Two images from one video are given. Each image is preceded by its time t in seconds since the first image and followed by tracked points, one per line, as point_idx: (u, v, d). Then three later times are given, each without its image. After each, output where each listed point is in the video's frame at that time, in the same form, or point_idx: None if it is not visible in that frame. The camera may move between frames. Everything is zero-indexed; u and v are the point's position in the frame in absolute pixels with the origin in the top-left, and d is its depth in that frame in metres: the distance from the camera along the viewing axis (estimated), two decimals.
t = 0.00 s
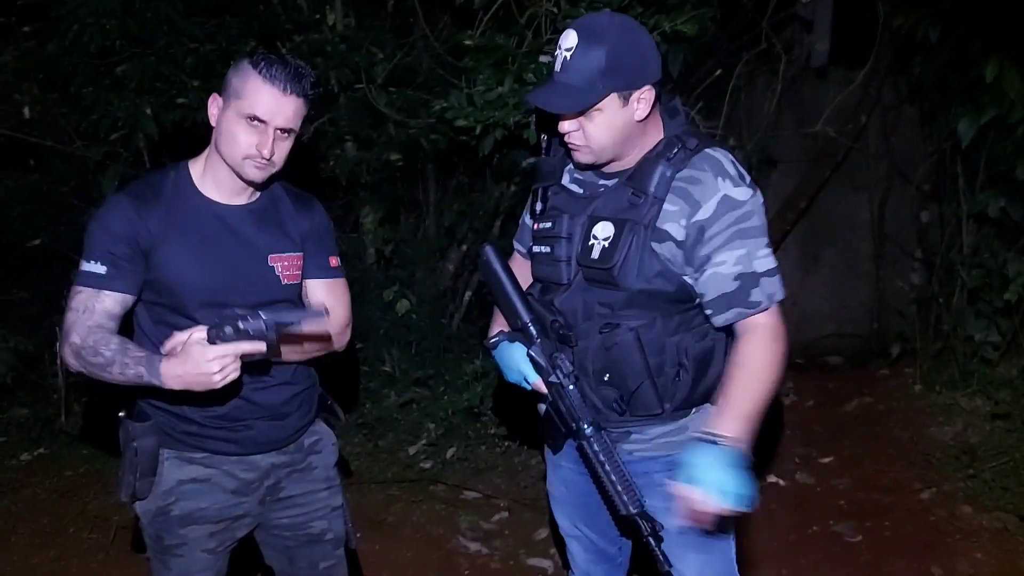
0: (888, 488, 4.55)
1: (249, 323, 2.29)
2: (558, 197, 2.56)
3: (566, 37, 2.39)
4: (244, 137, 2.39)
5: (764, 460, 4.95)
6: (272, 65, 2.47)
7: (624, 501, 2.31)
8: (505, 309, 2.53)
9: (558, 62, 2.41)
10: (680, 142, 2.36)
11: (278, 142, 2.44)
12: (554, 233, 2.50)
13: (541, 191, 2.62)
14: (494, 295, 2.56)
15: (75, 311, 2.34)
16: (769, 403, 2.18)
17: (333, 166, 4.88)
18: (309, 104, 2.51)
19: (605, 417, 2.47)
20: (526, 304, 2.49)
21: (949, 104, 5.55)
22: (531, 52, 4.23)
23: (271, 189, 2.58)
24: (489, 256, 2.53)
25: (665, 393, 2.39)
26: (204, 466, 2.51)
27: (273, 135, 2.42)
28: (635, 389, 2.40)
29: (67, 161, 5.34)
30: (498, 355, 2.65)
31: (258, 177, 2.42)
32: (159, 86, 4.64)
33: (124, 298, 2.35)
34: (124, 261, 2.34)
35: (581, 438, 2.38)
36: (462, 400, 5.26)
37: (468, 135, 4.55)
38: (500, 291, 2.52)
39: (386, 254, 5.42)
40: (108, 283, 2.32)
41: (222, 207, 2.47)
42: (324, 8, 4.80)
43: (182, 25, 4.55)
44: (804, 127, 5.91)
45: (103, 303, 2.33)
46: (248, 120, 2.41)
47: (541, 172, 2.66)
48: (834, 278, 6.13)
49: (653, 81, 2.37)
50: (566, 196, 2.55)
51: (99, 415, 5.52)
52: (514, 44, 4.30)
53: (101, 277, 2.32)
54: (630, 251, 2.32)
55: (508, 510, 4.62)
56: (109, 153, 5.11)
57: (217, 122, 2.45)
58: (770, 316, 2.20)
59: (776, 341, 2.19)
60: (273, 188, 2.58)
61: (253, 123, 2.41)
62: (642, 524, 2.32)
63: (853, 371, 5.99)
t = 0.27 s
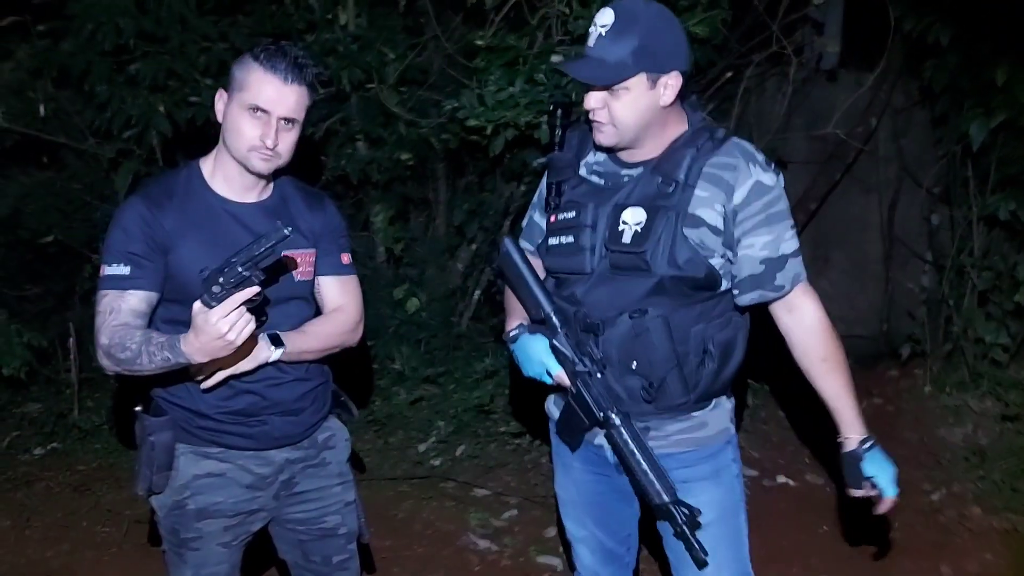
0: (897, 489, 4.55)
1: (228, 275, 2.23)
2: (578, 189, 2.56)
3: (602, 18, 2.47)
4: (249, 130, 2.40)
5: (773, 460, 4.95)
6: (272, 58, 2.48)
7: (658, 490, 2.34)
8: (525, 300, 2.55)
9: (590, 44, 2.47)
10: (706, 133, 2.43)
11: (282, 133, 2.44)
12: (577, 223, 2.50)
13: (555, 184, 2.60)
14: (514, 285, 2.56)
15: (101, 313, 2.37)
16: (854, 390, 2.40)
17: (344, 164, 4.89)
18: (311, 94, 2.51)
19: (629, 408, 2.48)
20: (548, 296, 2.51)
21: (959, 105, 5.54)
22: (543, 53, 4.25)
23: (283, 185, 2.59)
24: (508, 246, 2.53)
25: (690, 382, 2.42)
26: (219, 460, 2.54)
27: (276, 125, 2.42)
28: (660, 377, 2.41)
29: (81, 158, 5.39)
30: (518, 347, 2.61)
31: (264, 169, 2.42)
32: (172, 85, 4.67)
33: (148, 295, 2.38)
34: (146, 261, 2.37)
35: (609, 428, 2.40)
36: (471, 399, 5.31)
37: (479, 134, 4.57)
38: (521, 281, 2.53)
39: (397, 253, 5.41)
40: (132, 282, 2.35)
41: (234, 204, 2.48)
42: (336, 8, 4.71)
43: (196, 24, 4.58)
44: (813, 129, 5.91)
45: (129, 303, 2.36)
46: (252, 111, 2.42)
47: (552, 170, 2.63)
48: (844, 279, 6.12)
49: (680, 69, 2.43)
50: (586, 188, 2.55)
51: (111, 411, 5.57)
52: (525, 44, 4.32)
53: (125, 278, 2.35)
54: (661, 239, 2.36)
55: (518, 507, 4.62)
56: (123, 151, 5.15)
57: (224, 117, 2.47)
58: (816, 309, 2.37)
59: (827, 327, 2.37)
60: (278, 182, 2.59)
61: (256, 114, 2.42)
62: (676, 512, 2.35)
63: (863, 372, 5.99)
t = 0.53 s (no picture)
0: (913, 495, 4.50)
1: (240, 267, 2.25)
2: (599, 187, 2.51)
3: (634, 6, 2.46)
4: (266, 127, 2.40)
5: (787, 464, 4.92)
6: (289, 55, 2.47)
7: (710, 485, 2.33)
8: (553, 301, 2.46)
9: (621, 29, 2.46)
10: (730, 131, 2.45)
11: (298, 130, 2.44)
12: (603, 221, 2.46)
13: (570, 184, 2.54)
14: (541, 286, 2.47)
15: (120, 311, 2.37)
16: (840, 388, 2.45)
17: (360, 162, 4.88)
18: (328, 91, 2.50)
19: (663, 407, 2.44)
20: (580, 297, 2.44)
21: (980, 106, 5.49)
22: (560, 52, 4.21)
23: (297, 183, 2.59)
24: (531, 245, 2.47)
25: (721, 377, 2.43)
26: (234, 458, 2.53)
27: (292, 122, 2.42)
28: (695, 373, 2.42)
29: (98, 155, 5.41)
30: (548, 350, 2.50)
31: (279, 166, 2.42)
32: (189, 82, 4.69)
33: (166, 292, 2.37)
34: (164, 258, 2.37)
35: (655, 427, 2.37)
36: (485, 398, 5.27)
37: (495, 134, 4.56)
38: (550, 282, 2.45)
39: (411, 252, 5.44)
40: (150, 279, 2.35)
41: (250, 202, 2.47)
42: (354, 6, 4.69)
43: (214, 22, 4.60)
44: (830, 130, 5.88)
45: (146, 299, 2.35)
46: (268, 108, 2.42)
47: (565, 169, 2.56)
48: (860, 283, 6.07)
49: (708, 60, 2.46)
50: (608, 186, 2.51)
51: (126, 408, 5.60)
52: (542, 43, 4.31)
53: (142, 275, 2.35)
54: (696, 234, 2.37)
55: (530, 509, 4.61)
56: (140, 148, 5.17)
57: (241, 114, 2.47)
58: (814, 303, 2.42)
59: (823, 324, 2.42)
60: (292, 179, 2.58)
61: (272, 111, 2.42)
62: (730, 508, 2.34)
63: (880, 377, 5.93)
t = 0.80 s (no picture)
0: (923, 500, 4.48)
1: (248, 262, 2.27)
2: (606, 187, 2.52)
3: None
4: (279, 130, 2.42)
5: (796, 468, 4.90)
6: (303, 56, 2.48)
7: (737, 476, 2.33)
8: (569, 300, 2.45)
9: (643, 14, 2.48)
10: (734, 129, 2.50)
11: (311, 132, 2.45)
12: (614, 219, 2.47)
13: (575, 186, 2.55)
14: (557, 285, 2.45)
15: (132, 309, 2.39)
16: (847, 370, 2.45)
17: (370, 163, 4.90)
18: (340, 94, 2.51)
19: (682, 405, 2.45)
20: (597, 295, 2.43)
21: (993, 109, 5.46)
22: (571, 53, 4.23)
23: (309, 183, 2.60)
24: (543, 247, 2.46)
25: (736, 372, 2.46)
26: (243, 457, 2.55)
27: (305, 124, 2.43)
28: (711, 370, 2.43)
29: (111, 154, 5.45)
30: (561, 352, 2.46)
31: (291, 168, 2.43)
32: (202, 82, 4.71)
33: (177, 290, 2.39)
34: (175, 256, 2.38)
35: (678, 422, 2.38)
36: (493, 399, 5.27)
37: (505, 135, 4.57)
38: (566, 281, 2.43)
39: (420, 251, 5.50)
40: (161, 277, 2.36)
41: (261, 201, 2.48)
42: (365, 7, 4.82)
43: (227, 23, 4.63)
44: (842, 134, 5.84)
45: (157, 297, 2.37)
46: (282, 110, 2.43)
47: (568, 173, 2.58)
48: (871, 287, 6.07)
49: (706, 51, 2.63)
50: (616, 186, 2.51)
51: (136, 405, 5.63)
52: (554, 44, 4.32)
53: (153, 272, 2.36)
54: (712, 229, 2.40)
55: (537, 511, 4.61)
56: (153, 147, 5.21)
57: (254, 116, 2.48)
58: (818, 289, 2.44)
59: (828, 310, 2.44)
60: (304, 180, 2.60)
61: (286, 113, 2.43)
62: (756, 498, 2.33)
63: (891, 382, 5.89)
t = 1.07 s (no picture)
0: (931, 507, 4.46)
1: (254, 248, 2.27)
2: (607, 190, 2.51)
3: None
4: (287, 121, 2.42)
5: (803, 473, 4.89)
6: (307, 50, 2.51)
7: (744, 478, 2.32)
8: (573, 301, 2.43)
9: (640, 11, 2.51)
10: (732, 131, 2.48)
11: (319, 122, 2.47)
12: (617, 220, 2.46)
13: (575, 190, 2.55)
14: (561, 286, 2.43)
15: (140, 307, 2.39)
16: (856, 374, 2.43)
17: (379, 162, 4.92)
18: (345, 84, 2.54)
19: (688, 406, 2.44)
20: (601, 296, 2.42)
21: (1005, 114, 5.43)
22: (581, 55, 4.25)
23: (317, 180, 2.64)
24: (547, 249, 2.42)
25: (740, 372, 2.45)
26: (249, 455, 2.55)
27: (313, 114, 2.45)
28: (717, 369, 2.43)
29: (121, 151, 5.47)
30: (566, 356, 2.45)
31: (300, 160, 2.43)
32: (212, 80, 4.72)
33: (186, 287, 2.39)
34: (184, 252, 2.38)
35: (685, 422, 2.36)
36: (499, 399, 5.28)
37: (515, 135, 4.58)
38: (570, 282, 2.41)
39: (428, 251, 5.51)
40: (172, 274, 2.37)
41: (269, 198, 2.48)
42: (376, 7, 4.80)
43: (239, 21, 4.64)
44: (854, 137, 5.81)
45: (165, 295, 2.37)
46: (288, 100, 2.44)
47: (568, 177, 2.58)
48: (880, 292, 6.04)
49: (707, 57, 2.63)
50: (618, 188, 2.51)
51: (143, 401, 5.65)
52: (564, 45, 4.33)
53: (162, 271, 2.36)
54: (716, 227, 2.40)
55: (542, 512, 4.60)
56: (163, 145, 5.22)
57: (260, 111, 2.49)
58: (825, 293, 2.43)
59: (835, 313, 2.43)
60: (312, 176, 2.63)
61: (293, 103, 2.44)
62: (763, 499, 2.32)
63: (899, 387, 5.86)
